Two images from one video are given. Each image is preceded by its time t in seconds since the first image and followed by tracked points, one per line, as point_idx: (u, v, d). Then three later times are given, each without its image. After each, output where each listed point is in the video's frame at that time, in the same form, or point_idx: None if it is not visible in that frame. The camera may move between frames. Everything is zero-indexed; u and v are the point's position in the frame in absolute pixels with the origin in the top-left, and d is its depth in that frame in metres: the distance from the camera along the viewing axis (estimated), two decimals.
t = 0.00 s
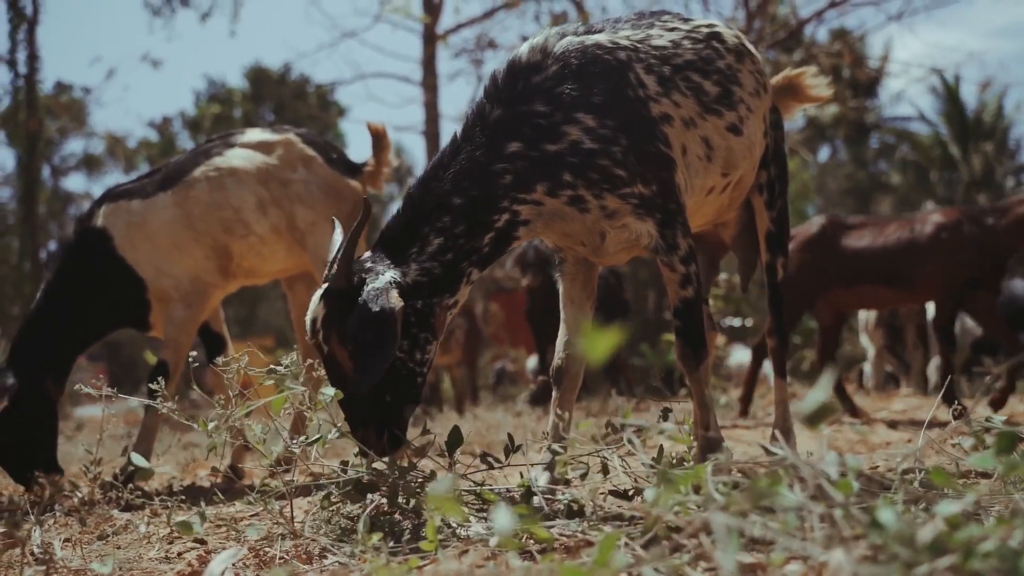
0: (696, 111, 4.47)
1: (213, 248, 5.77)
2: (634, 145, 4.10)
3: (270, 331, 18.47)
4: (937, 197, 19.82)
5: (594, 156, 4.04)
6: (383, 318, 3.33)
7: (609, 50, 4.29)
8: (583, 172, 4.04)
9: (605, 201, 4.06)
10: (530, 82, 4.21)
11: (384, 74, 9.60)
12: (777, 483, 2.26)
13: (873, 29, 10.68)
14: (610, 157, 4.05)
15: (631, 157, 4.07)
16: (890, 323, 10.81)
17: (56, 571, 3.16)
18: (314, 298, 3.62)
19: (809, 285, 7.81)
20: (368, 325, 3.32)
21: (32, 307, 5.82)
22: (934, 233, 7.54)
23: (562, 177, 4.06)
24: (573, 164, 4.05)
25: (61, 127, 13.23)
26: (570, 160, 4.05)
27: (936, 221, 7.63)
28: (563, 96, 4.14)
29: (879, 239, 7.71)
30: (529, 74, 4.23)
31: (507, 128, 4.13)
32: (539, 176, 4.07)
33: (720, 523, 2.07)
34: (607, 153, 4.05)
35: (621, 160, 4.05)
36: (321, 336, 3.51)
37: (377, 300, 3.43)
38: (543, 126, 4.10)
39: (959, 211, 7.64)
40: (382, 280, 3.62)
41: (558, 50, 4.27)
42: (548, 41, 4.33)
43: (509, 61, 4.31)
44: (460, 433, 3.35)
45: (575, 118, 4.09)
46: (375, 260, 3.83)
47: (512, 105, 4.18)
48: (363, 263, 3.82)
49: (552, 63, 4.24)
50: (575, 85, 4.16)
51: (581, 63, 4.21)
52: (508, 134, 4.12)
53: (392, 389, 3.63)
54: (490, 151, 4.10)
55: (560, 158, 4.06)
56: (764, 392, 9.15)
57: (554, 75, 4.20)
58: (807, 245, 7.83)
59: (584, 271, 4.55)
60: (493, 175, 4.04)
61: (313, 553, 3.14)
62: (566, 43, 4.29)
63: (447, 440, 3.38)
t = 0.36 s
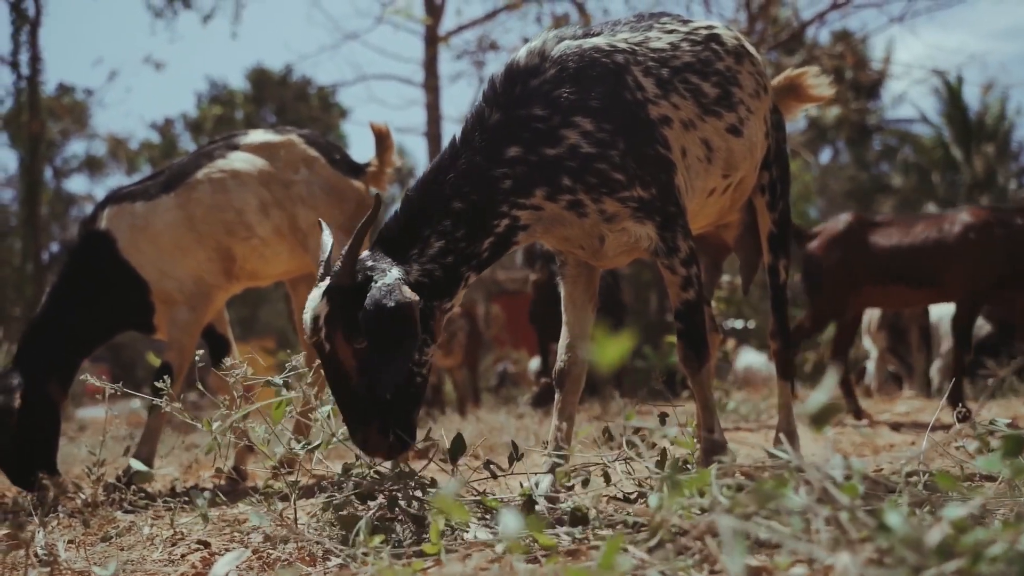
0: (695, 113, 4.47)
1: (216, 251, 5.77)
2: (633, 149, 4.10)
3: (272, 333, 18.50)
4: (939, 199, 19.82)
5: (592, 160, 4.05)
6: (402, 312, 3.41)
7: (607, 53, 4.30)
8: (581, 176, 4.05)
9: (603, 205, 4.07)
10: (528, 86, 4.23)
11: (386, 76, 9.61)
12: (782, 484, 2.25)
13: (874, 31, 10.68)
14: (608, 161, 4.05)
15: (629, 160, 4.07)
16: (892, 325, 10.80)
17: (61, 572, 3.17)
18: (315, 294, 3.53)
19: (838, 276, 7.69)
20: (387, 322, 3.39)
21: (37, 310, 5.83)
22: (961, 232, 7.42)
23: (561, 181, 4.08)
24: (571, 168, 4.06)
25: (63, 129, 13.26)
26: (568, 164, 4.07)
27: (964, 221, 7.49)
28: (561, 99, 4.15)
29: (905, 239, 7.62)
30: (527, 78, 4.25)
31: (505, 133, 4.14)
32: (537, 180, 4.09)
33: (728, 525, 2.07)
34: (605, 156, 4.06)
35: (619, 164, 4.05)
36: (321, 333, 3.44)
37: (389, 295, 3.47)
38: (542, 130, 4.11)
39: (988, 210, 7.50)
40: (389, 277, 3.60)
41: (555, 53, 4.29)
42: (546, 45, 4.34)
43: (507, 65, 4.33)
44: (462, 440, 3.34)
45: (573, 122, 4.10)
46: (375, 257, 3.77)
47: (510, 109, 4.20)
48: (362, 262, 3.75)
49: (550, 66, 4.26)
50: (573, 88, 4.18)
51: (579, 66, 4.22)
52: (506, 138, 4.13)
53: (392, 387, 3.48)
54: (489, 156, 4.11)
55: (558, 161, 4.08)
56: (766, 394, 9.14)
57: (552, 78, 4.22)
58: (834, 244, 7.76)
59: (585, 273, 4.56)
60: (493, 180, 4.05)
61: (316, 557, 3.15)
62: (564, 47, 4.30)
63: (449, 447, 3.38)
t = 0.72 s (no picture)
0: (696, 116, 4.46)
1: (220, 253, 5.77)
2: (633, 152, 4.09)
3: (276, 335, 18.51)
4: (945, 202, 19.79)
5: (592, 164, 4.05)
6: (412, 305, 3.46)
7: (608, 57, 4.30)
8: (582, 180, 4.04)
9: (604, 209, 4.06)
10: (529, 90, 4.22)
11: (391, 78, 9.65)
12: (786, 488, 2.24)
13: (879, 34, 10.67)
14: (609, 165, 4.04)
15: (630, 164, 4.07)
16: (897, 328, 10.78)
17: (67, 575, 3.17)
18: (319, 294, 3.57)
19: (872, 267, 7.79)
20: (396, 316, 3.43)
21: (43, 312, 5.83)
22: (994, 236, 7.12)
23: (561, 185, 4.07)
24: (572, 172, 4.06)
25: (69, 131, 13.28)
26: (568, 168, 4.06)
27: (999, 224, 7.17)
28: (562, 103, 4.15)
29: (935, 240, 7.49)
30: (527, 82, 4.25)
31: (506, 136, 4.14)
32: (537, 184, 4.08)
33: (735, 531, 2.05)
34: (606, 160, 4.05)
35: (620, 168, 4.05)
36: (324, 334, 3.48)
37: (397, 290, 3.50)
38: (542, 134, 4.11)
39: None
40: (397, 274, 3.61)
41: (556, 57, 4.29)
42: (547, 49, 4.35)
43: (508, 68, 4.33)
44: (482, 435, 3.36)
45: (574, 126, 4.10)
46: (378, 259, 3.76)
47: (511, 112, 4.19)
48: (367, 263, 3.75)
49: (550, 70, 4.26)
50: (573, 92, 4.17)
51: (580, 70, 4.22)
52: (507, 142, 4.13)
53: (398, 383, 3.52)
54: (490, 159, 4.10)
55: (559, 165, 4.07)
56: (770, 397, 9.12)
57: (553, 82, 4.21)
58: (868, 237, 7.87)
59: (587, 277, 4.55)
60: (494, 184, 4.05)
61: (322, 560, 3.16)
62: (564, 51, 4.30)
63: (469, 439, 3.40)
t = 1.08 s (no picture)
0: (699, 117, 4.42)
1: (223, 253, 5.74)
2: (636, 154, 4.05)
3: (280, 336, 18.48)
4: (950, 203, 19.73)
5: (595, 165, 4.01)
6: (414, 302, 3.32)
7: (610, 58, 4.26)
8: (584, 182, 4.00)
9: (607, 211, 4.02)
10: (530, 91, 4.18)
11: (395, 79, 9.61)
12: (796, 494, 2.19)
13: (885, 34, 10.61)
14: (611, 167, 4.00)
15: (633, 166, 4.02)
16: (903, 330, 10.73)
17: None
18: (322, 300, 3.55)
19: (903, 269, 7.21)
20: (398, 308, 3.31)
21: (43, 311, 5.78)
22: None
23: (564, 188, 4.03)
24: (574, 174, 4.01)
25: (71, 132, 13.25)
26: (571, 170, 4.02)
27: None
28: (563, 104, 4.11)
29: (973, 244, 6.99)
30: (528, 83, 4.20)
31: (507, 138, 4.10)
32: (540, 187, 4.04)
33: (745, 536, 2.01)
34: (608, 162, 4.01)
35: (622, 169, 4.01)
36: (327, 343, 3.47)
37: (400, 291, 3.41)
38: (544, 136, 4.07)
39: None
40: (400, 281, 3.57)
41: (557, 58, 4.25)
42: (548, 49, 4.30)
43: (508, 70, 4.29)
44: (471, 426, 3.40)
45: (576, 127, 4.06)
46: (383, 267, 3.75)
47: (512, 114, 4.15)
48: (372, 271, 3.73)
49: (551, 71, 4.22)
50: (575, 93, 4.13)
51: (582, 71, 4.18)
52: (509, 144, 4.09)
53: (399, 396, 3.58)
54: (492, 161, 4.06)
55: (561, 167, 4.03)
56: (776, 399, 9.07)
57: (554, 83, 4.17)
58: (900, 239, 7.28)
59: (590, 279, 4.51)
60: (496, 187, 4.01)
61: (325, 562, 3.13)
62: (566, 51, 4.26)
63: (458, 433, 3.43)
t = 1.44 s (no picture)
0: (699, 122, 4.42)
1: (225, 256, 5.74)
2: (637, 159, 4.05)
3: (281, 339, 18.47)
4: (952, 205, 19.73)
5: (596, 171, 4.00)
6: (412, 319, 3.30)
7: (610, 62, 4.26)
8: (585, 188, 4.00)
9: (608, 217, 4.01)
10: (530, 96, 4.18)
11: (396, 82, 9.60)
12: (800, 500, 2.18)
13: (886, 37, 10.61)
14: (612, 172, 4.00)
15: (634, 171, 4.02)
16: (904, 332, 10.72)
17: None
18: (325, 313, 3.53)
19: (929, 271, 7.17)
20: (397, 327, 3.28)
21: (43, 314, 5.76)
22: None
23: (564, 193, 4.03)
24: (575, 179, 4.01)
25: (73, 135, 13.25)
26: (571, 175, 4.02)
27: None
28: (563, 109, 4.11)
29: (1004, 243, 6.99)
30: (528, 88, 4.20)
31: (508, 143, 4.10)
32: (541, 193, 4.04)
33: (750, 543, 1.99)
34: (609, 167, 4.01)
35: (623, 175, 4.00)
36: (333, 354, 3.44)
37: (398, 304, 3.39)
38: (545, 141, 4.06)
39: None
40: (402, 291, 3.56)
41: (557, 63, 4.24)
42: (548, 54, 4.30)
43: (508, 75, 4.28)
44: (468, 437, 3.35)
45: (576, 132, 4.06)
46: (385, 275, 3.74)
47: (513, 119, 4.15)
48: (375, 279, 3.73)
49: (551, 76, 4.21)
50: (575, 98, 4.13)
51: (582, 76, 4.18)
52: (509, 150, 4.08)
53: (402, 406, 3.55)
54: (493, 167, 4.06)
55: (562, 173, 4.03)
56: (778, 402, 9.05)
57: (554, 88, 4.17)
58: (927, 241, 7.23)
59: (592, 284, 4.51)
60: (497, 193, 4.01)
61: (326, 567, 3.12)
62: (565, 57, 4.26)
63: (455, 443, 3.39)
